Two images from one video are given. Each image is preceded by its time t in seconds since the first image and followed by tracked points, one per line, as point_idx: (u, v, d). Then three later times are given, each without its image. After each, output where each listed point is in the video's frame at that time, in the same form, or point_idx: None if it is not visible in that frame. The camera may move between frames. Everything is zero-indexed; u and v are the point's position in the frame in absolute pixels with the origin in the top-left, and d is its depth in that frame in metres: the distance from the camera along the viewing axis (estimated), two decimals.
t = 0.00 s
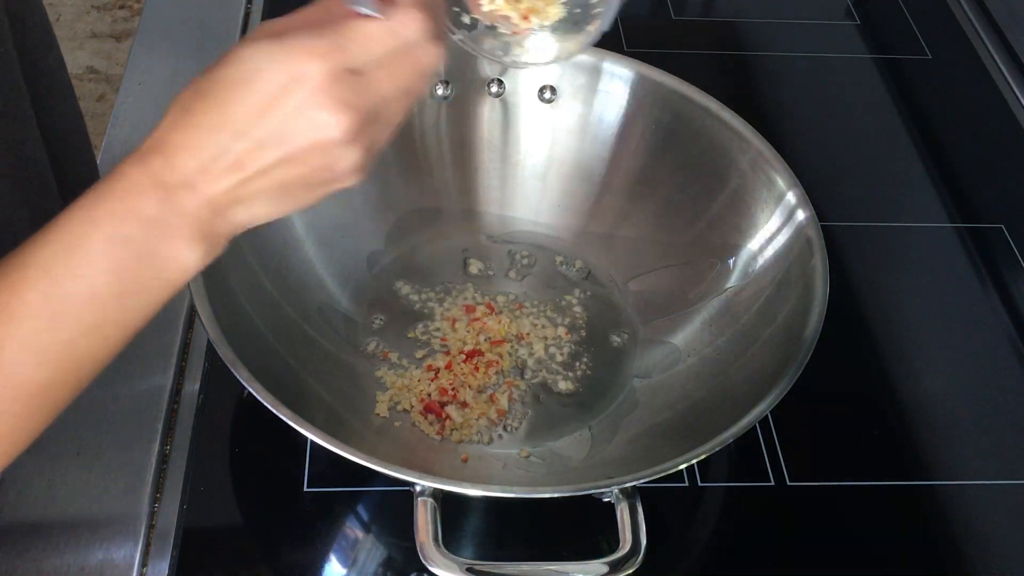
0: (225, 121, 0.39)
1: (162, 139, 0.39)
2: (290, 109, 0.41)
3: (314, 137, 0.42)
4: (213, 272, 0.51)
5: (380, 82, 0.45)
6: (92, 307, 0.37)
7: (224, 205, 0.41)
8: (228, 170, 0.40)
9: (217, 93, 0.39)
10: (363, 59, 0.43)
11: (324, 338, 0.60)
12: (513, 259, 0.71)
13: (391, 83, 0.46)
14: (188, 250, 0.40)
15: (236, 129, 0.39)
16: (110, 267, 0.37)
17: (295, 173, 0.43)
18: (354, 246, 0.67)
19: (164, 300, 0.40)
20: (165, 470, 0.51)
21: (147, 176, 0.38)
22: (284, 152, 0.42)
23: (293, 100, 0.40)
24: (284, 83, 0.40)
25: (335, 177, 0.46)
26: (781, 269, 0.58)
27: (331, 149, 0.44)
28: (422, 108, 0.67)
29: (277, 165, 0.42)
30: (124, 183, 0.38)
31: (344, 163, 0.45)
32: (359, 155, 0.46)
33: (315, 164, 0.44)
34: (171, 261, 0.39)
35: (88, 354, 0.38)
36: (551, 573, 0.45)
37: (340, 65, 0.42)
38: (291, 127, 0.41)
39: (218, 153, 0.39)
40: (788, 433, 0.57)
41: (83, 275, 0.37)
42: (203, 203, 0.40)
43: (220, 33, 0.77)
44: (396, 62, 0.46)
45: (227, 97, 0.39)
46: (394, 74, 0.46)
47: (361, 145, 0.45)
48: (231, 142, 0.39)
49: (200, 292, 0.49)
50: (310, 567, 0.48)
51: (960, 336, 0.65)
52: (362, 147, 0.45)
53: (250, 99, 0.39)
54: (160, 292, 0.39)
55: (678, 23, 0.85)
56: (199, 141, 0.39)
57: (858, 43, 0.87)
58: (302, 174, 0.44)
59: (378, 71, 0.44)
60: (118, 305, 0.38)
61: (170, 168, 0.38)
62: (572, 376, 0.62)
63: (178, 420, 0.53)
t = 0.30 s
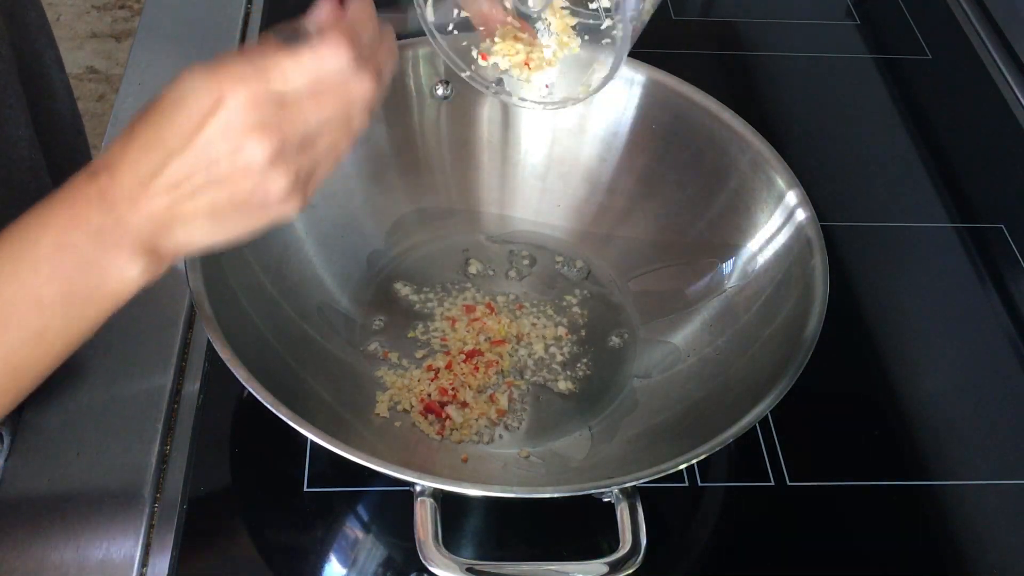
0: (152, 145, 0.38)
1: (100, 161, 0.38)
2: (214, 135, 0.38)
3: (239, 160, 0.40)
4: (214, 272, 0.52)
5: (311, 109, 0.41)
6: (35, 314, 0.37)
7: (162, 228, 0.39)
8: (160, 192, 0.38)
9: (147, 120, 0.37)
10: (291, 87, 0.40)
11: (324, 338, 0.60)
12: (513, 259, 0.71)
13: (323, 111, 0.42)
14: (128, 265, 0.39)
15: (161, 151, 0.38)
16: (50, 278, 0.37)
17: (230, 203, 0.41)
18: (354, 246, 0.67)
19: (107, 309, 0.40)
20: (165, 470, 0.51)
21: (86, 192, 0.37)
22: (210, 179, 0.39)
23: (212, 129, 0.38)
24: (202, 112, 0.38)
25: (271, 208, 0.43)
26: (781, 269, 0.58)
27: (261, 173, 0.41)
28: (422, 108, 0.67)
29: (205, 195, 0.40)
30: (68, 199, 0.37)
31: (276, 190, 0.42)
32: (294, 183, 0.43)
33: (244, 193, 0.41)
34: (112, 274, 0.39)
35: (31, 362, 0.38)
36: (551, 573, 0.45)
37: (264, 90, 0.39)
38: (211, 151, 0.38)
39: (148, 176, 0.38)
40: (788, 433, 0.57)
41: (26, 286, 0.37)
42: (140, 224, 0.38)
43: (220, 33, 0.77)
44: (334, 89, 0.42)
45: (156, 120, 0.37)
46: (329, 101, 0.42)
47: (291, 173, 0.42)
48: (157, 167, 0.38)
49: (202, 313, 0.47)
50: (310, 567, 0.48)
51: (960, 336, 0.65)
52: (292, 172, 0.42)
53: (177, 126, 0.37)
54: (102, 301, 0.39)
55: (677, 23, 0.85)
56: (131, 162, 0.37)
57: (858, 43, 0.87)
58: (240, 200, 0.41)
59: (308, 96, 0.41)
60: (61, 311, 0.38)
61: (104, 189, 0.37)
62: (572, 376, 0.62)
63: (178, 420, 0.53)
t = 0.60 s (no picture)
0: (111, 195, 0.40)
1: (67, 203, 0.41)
2: (174, 186, 0.41)
3: (198, 215, 0.42)
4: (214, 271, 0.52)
5: (281, 168, 0.44)
6: (5, 349, 0.42)
7: (117, 272, 0.42)
8: (111, 241, 0.41)
9: (114, 165, 0.41)
10: (266, 151, 0.43)
11: (324, 338, 0.60)
12: (513, 259, 0.71)
13: (287, 172, 0.45)
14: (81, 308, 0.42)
15: (130, 191, 0.40)
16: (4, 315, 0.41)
17: (183, 255, 0.43)
18: (353, 246, 0.67)
19: (61, 344, 0.43)
20: (165, 470, 0.51)
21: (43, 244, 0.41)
22: (172, 226, 0.42)
23: (179, 177, 0.41)
24: (176, 160, 0.40)
25: (235, 264, 0.45)
26: (781, 270, 0.58)
27: (221, 231, 0.43)
28: (421, 108, 0.67)
29: (166, 243, 0.42)
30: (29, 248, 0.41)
31: (236, 247, 0.44)
32: (257, 239, 0.45)
33: (201, 247, 0.43)
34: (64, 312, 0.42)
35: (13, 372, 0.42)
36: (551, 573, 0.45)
37: (236, 145, 0.41)
38: (177, 205, 0.41)
39: (104, 225, 0.41)
40: (789, 434, 0.57)
41: None
42: (92, 268, 0.41)
43: (220, 32, 0.77)
44: (302, 152, 0.45)
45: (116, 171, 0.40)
46: (296, 160, 0.45)
47: (254, 229, 0.45)
48: (120, 216, 0.41)
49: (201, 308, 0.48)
50: (310, 566, 0.48)
51: (960, 336, 0.65)
52: (256, 229, 0.45)
53: (144, 177, 0.40)
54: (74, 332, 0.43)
55: (677, 23, 0.85)
56: (90, 212, 0.41)
57: (858, 43, 0.87)
58: (198, 254, 0.43)
59: (274, 159, 0.44)
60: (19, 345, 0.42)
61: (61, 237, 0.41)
62: (572, 376, 0.62)
63: (178, 420, 0.53)
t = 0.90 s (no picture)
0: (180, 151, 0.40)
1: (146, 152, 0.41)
2: (219, 164, 0.40)
3: (241, 193, 0.41)
4: (214, 271, 0.52)
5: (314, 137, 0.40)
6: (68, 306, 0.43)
7: (189, 224, 0.43)
8: (180, 194, 0.41)
9: (172, 127, 0.40)
10: (303, 126, 0.39)
11: (324, 338, 0.60)
12: (513, 259, 0.71)
13: (340, 152, 0.42)
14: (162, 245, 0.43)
15: (184, 156, 0.40)
16: (84, 239, 0.42)
17: (245, 217, 0.43)
18: (353, 245, 0.67)
19: (148, 283, 0.45)
20: (165, 470, 0.51)
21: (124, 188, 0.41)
22: (219, 197, 0.41)
23: (224, 158, 0.39)
24: (224, 137, 0.39)
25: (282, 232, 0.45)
26: (781, 269, 0.58)
27: (263, 210, 0.43)
28: (422, 108, 0.67)
29: (213, 208, 0.42)
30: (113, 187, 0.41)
31: (284, 223, 0.44)
32: (305, 217, 0.45)
33: (250, 217, 0.43)
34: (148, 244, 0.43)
35: (98, 298, 0.43)
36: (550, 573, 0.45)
37: (282, 134, 0.39)
38: (223, 177, 0.40)
39: (178, 179, 0.40)
40: (789, 434, 0.56)
41: (62, 252, 0.42)
42: (172, 211, 0.42)
43: (220, 33, 0.77)
44: (360, 141, 0.43)
45: (172, 133, 0.39)
46: (351, 147, 0.43)
47: (299, 208, 0.44)
48: (184, 179, 0.40)
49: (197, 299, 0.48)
50: (310, 566, 0.48)
51: (960, 336, 0.65)
52: (301, 208, 0.44)
53: (190, 153, 0.39)
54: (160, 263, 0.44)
55: (678, 23, 0.85)
56: (168, 165, 0.40)
57: (858, 43, 0.87)
58: (253, 218, 0.43)
59: (326, 136, 0.41)
60: (96, 275, 0.42)
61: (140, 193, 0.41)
62: (572, 375, 0.62)
63: (178, 420, 0.53)
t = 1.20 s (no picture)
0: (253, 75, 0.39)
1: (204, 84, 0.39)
2: (316, 87, 0.40)
3: (339, 116, 0.42)
4: (213, 272, 0.52)
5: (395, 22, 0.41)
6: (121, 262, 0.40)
7: (242, 164, 0.42)
8: (253, 127, 0.40)
9: (228, 57, 0.39)
10: (391, 37, 0.41)
11: (324, 337, 0.60)
12: (512, 259, 0.71)
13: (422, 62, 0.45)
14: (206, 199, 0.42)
15: (256, 89, 0.39)
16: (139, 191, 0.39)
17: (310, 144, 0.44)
18: (354, 245, 0.67)
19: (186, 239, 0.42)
20: (165, 470, 0.50)
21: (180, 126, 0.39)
22: (310, 126, 0.42)
23: (320, 78, 0.40)
24: (313, 53, 0.39)
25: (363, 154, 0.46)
26: (781, 270, 0.58)
27: (359, 133, 0.44)
28: (421, 108, 0.67)
29: (298, 136, 0.42)
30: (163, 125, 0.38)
31: (371, 147, 0.45)
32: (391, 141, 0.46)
33: (339, 143, 0.44)
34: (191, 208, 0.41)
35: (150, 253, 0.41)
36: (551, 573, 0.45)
37: (372, 44, 0.40)
38: (317, 104, 0.41)
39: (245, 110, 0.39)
40: (789, 434, 0.57)
41: (107, 207, 0.38)
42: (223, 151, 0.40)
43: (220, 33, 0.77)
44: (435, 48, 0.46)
45: (236, 61, 0.39)
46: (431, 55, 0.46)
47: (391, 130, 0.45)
48: (260, 106, 0.39)
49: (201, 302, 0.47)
50: (310, 566, 0.48)
51: (960, 336, 0.65)
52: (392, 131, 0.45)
53: (269, 76, 0.39)
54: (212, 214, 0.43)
55: (678, 23, 0.85)
56: (229, 96, 0.39)
57: (858, 43, 0.87)
58: (329, 144, 0.44)
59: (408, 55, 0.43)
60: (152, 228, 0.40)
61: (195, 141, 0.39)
62: (572, 375, 0.62)
63: (178, 420, 0.53)
